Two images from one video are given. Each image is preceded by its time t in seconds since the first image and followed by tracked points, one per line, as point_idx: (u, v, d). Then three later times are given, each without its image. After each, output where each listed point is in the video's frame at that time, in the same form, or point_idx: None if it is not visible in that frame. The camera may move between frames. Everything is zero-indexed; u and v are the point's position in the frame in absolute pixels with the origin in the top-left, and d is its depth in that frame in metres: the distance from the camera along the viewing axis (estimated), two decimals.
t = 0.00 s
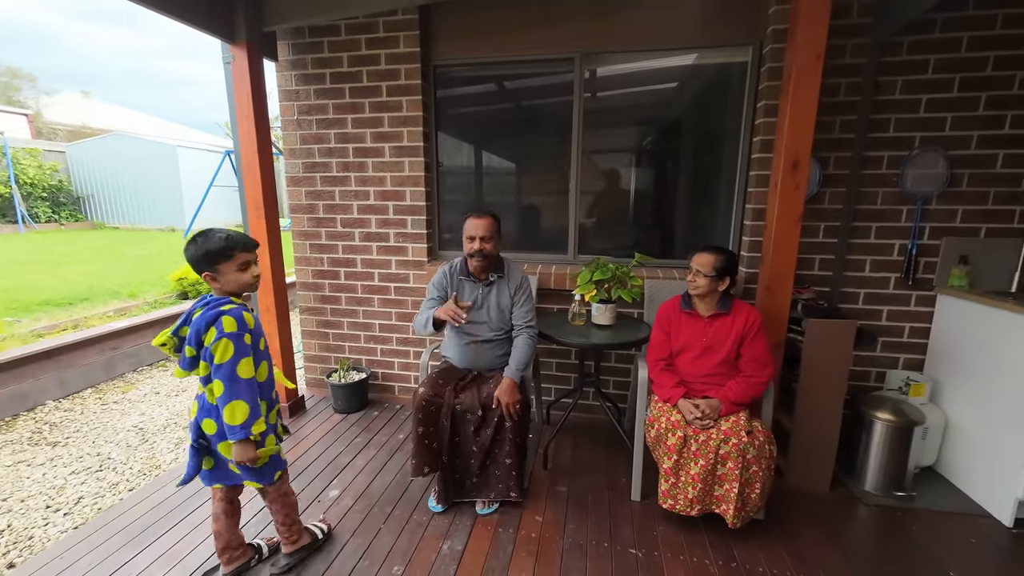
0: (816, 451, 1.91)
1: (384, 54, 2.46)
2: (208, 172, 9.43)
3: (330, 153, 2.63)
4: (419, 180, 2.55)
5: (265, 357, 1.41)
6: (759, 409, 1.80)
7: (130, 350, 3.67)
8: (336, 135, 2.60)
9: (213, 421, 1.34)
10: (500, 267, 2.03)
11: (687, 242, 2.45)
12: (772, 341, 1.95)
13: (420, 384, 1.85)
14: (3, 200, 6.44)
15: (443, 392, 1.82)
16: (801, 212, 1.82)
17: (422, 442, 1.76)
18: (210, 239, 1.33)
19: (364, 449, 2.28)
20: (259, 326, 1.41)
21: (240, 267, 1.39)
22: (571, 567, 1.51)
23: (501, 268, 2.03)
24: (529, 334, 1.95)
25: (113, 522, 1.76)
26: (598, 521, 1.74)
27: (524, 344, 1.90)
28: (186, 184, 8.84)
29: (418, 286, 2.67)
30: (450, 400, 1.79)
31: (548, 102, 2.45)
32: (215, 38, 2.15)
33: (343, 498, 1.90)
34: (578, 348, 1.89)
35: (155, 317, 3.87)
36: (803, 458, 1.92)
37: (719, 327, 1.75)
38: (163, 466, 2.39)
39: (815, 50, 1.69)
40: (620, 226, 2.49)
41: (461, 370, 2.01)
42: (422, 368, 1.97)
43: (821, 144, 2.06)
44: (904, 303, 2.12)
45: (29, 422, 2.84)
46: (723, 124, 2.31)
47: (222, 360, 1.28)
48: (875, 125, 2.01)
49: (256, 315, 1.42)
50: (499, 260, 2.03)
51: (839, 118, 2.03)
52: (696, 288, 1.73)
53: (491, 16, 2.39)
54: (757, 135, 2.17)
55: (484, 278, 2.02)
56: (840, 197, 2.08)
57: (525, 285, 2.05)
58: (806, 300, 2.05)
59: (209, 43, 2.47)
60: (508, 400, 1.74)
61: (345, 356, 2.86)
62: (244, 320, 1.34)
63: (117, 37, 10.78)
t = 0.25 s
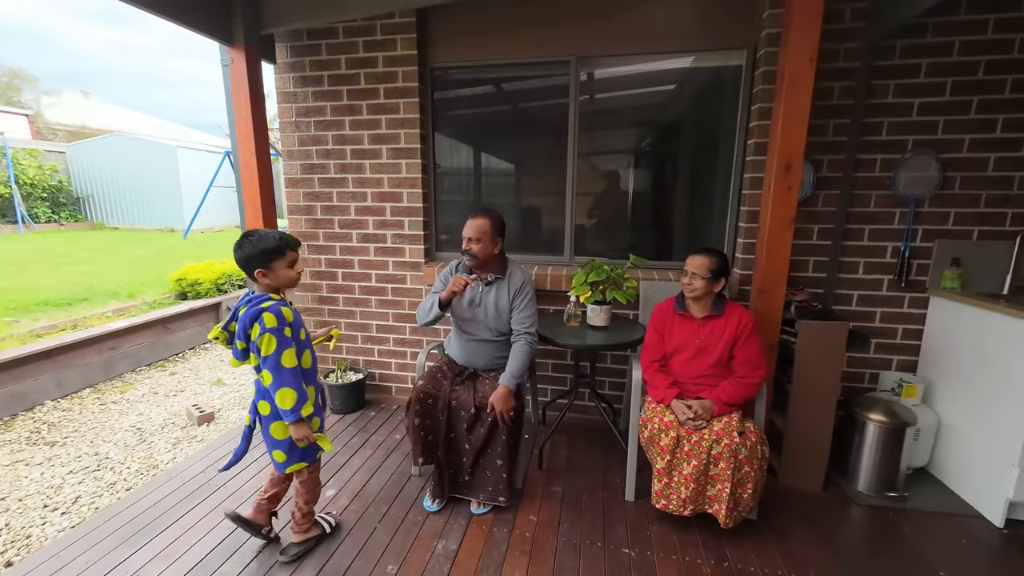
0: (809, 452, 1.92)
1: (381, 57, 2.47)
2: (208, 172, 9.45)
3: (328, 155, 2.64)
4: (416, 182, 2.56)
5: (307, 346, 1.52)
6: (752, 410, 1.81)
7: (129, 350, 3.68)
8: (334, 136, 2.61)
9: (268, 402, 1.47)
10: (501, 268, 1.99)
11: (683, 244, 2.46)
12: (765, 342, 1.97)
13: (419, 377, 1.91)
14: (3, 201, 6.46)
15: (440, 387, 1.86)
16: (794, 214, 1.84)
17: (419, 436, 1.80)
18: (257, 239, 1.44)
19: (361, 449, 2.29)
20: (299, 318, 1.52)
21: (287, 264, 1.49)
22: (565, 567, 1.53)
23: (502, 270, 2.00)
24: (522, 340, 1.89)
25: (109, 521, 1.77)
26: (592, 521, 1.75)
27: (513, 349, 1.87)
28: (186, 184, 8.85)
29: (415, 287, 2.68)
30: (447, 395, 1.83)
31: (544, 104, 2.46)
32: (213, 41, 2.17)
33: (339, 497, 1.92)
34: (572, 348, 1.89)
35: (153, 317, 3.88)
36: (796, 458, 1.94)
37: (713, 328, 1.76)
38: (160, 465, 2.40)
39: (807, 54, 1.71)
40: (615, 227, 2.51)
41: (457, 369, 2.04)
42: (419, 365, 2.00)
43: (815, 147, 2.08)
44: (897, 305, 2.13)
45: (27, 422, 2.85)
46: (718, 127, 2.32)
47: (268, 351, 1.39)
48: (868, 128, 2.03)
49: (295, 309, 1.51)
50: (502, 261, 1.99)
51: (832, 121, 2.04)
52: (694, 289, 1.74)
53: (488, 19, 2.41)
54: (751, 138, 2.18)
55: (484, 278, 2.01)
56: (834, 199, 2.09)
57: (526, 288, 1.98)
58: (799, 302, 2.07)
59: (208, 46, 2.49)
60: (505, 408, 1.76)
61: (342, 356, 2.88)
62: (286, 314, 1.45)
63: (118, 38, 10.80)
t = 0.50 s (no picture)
0: (806, 454, 1.93)
1: (381, 60, 2.49)
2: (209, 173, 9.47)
3: (328, 157, 2.66)
4: (416, 184, 2.58)
5: (332, 342, 1.64)
6: (749, 412, 1.82)
7: (130, 350, 3.70)
8: (334, 139, 2.63)
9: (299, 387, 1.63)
10: (501, 268, 2.06)
11: (681, 246, 2.48)
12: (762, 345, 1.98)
13: (418, 380, 1.94)
14: (6, 201, 6.49)
15: (439, 387, 1.88)
16: (791, 217, 1.85)
17: (419, 434, 1.81)
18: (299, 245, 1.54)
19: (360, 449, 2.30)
20: (327, 316, 1.63)
21: (322, 269, 1.59)
22: (563, 567, 1.54)
23: (502, 269, 2.06)
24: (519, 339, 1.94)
25: (110, 521, 1.79)
26: (590, 521, 1.76)
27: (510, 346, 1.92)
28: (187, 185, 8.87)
29: (415, 288, 2.70)
30: (445, 395, 1.85)
31: (544, 107, 2.48)
32: (215, 44, 2.18)
33: (339, 497, 1.93)
34: (570, 351, 1.90)
35: (155, 318, 3.90)
36: (793, 460, 1.95)
37: (710, 330, 1.77)
38: (161, 465, 2.41)
39: (804, 58, 1.72)
40: (614, 229, 2.52)
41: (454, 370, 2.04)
42: (417, 366, 2.02)
43: (812, 151, 2.09)
44: (894, 307, 2.14)
45: (29, 422, 2.86)
46: (716, 130, 2.34)
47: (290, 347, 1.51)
48: (865, 132, 2.04)
49: (321, 308, 1.61)
50: (501, 260, 2.06)
51: (830, 124, 2.05)
52: (703, 291, 1.73)
53: (488, 23, 2.42)
54: (749, 141, 2.19)
55: (483, 276, 2.07)
56: (831, 202, 2.10)
57: (525, 290, 2.03)
58: (797, 304, 2.08)
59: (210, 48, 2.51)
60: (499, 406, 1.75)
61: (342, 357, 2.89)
62: (308, 313, 1.55)
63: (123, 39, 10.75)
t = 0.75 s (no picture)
0: (805, 454, 1.93)
1: (383, 61, 2.50)
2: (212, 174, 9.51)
3: (330, 158, 2.67)
4: (417, 184, 2.59)
5: (347, 332, 1.84)
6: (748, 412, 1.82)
7: (132, 350, 3.72)
8: (336, 139, 2.64)
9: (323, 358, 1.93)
10: (499, 266, 2.11)
11: (681, 247, 2.48)
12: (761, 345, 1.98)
13: (416, 380, 1.96)
14: (10, 201, 6.53)
15: (437, 388, 1.90)
16: (790, 218, 1.86)
17: (417, 435, 1.83)
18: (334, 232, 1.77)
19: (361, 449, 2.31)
20: (346, 308, 1.84)
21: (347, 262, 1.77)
22: (562, 566, 1.54)
23: (502, 266, 2.11)
24: (520, 333, 1.99)
25: (113, 519, 1.80)
26: (590, 520, 1.77)
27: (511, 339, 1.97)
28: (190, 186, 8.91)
29: (416, 289, 2.71)
30: (443, 395, 1.87)
31: (544, 108, 2.49)
32: (218, 45, 2.20)
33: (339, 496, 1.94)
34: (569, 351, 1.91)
35: (157, 318, 3.92)
36: (792, 461, 1.95)
37: (709, 330, 1.78)
38: (163, 464, 2.43)
39: (803, 60, 1.73)
40: (615, 230, 2.53)
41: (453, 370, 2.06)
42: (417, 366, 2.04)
43: (812, 152, 2.09)
44: (893, 308, 2.14)
45: (32, 421, 2.88)
46: (716, 131, 2.34)
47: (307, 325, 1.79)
48: (864, 133, 2.05)
49: (343, 299, 1.82)
50: (499, 257, 2.11)
51: (829, 126, 2.06)
52: (700, 291, 1.74)
53: (488, 24, 2.44)
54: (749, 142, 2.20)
55: (482, 274, 2.11)
56: (831, 203, 2.10)
57: (523, 285, 2.08)
58: (796, 305, 2.08)
59: (213, 50, 2.53)
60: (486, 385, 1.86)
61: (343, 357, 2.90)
62: (326, 301, 1.78)
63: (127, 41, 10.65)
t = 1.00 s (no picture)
0: (807, 454, 1.94)
1: (387, 63, 2.52)
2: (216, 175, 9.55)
3: (334, 159, 2.69)
4: (421, 185, 2.61)
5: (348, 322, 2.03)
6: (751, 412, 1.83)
7: (138, 349, 3.74)
8: (340, 141, 2.66)
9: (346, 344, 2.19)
10: (499, 264, 2.13)
11: (684, 247, 2.49)
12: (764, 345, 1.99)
13: (419, 384, 1.97)
14: (16, 202, 6.61)
15: (439, 390, 1.91)
16: (793, 218, 1.86)
17: (421, 437, 1.88)
18: (352, 228, 2.00)
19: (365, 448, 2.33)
20: (349, 299, 2.02)
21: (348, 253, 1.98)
22: (565, 564, 1.55)
23: (502, 264, 2.13)
24: (521, 331, 2.03)
25: (120, 516, 1.82)
26: (592, 519, 1.78)
27: (512, 337, 2.01)
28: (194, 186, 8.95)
29: (419, 289, 2.72)
30: (445, 397, 1.88)
31: (547, 109, 2.50)
32: (224, 47, 2.22)
33: (344, 494, 1.95)
34: (571, 350, 1.92)
35: (162, 317, 3.95)
36: (794, 461, 1.96)
37: (712, 330, 1.79)
38: (169, 462, 2.45)
39: (806, 62, 1.73)
40: (617, 231, 2.55)
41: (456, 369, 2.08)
42: (421, 367, 2.06)
43: (814, 153, 2.10)
44: (896, 309, 2.15)
45: (39, 419, 2.91)
46: (719, 132, 2.35)
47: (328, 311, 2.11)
48: (867, 134, 2.05)
49: (346, 291, 2.02)
50: (500, 257, 2.14)
51: (832, 127, 2.06)
52: (692, 293, 1.76)
53: (492, 26, 2.45)
54: (751, 143, 2.21)
55: (482, 273, 2.14)
56: (833, 204, 2.11)
57: (523, 284, 2.10)
58: (799, 305, 2.08)
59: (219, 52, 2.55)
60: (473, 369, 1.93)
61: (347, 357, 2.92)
62: (335, 291, 2.03)
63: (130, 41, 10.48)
